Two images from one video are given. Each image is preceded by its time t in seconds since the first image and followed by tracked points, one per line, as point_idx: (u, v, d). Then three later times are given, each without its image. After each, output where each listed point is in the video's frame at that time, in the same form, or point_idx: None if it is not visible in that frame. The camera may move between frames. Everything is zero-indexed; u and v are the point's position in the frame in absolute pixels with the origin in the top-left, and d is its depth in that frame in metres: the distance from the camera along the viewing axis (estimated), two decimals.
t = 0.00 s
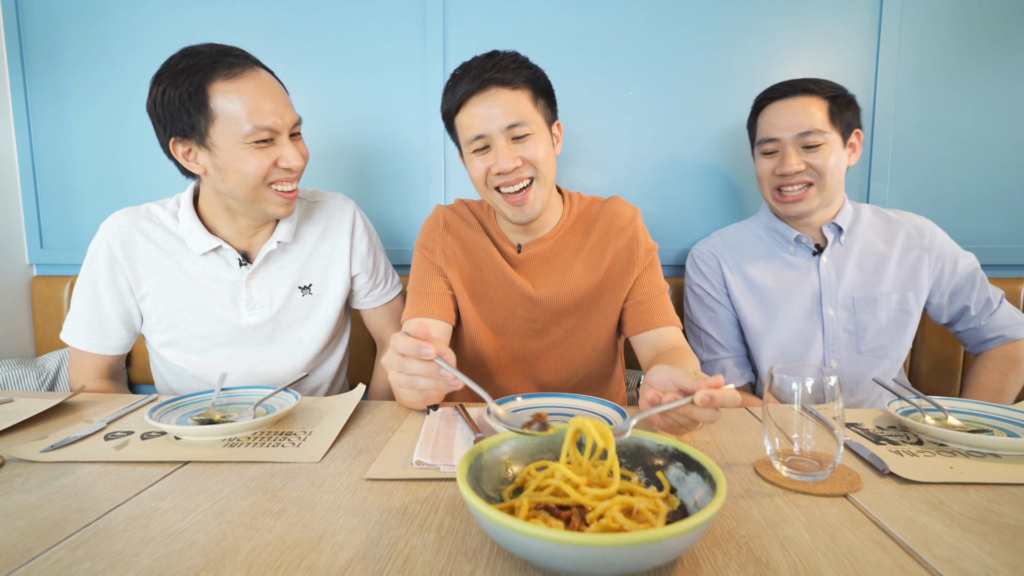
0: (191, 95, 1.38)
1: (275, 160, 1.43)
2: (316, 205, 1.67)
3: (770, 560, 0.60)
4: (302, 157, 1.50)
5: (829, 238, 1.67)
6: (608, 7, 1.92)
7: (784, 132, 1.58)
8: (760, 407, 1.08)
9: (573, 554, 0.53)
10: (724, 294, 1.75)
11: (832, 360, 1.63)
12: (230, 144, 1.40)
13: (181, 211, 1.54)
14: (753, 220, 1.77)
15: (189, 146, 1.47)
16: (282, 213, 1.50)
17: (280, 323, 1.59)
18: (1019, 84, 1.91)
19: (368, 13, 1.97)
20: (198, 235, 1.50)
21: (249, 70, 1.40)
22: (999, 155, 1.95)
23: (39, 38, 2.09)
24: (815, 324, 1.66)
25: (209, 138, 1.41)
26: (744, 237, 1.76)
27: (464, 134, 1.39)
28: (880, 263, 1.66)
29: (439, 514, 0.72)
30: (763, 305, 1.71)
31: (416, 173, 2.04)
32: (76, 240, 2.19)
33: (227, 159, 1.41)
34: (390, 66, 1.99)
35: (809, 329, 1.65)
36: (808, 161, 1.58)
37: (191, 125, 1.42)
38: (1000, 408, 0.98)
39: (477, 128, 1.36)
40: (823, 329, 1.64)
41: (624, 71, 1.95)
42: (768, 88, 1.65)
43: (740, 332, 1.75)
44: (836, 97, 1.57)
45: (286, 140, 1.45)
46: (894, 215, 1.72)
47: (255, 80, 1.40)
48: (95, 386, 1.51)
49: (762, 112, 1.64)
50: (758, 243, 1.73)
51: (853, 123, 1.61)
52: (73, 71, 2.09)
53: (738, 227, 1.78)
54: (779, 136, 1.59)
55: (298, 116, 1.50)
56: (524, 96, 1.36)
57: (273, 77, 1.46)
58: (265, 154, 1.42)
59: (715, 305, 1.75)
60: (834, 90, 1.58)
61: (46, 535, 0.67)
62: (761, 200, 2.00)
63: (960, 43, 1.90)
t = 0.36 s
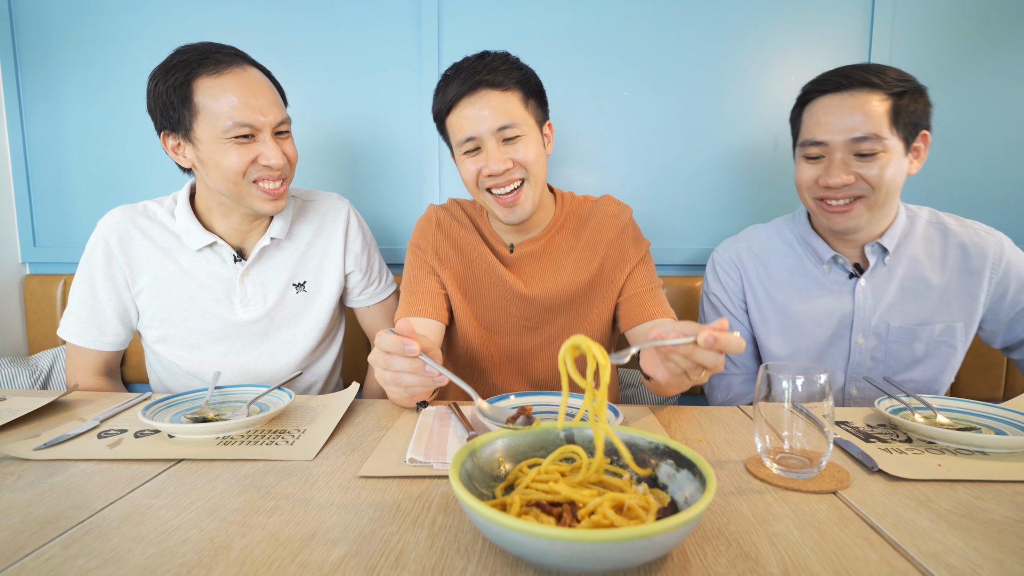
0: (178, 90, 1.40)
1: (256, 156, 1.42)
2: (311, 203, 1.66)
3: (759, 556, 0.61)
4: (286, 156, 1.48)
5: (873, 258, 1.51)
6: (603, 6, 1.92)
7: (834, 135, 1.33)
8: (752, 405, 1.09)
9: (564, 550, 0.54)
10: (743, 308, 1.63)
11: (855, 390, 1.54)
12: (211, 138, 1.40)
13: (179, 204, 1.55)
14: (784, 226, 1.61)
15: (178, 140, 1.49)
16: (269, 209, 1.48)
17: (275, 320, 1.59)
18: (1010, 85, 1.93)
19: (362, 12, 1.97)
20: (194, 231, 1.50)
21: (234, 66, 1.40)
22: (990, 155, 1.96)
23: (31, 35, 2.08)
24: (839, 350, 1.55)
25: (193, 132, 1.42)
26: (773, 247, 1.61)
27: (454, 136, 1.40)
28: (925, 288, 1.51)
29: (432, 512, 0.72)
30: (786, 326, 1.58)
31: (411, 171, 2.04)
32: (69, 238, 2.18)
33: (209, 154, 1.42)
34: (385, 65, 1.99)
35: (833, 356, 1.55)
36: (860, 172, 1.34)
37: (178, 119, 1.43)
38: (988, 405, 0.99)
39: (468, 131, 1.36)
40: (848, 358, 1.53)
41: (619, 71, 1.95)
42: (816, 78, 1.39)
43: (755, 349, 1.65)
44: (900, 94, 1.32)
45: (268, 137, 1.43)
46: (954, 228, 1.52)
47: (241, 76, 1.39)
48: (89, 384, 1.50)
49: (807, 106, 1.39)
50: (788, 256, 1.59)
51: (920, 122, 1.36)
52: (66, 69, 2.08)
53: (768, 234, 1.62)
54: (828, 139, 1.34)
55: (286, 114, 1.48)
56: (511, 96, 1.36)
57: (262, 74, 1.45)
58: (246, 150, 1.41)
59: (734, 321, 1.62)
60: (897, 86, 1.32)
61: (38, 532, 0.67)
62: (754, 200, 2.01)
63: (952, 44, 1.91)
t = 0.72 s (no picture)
0: (190, 75, 1.37)
1: (245, 147, 1.36)
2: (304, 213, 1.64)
3: (703, 543, 0.60)
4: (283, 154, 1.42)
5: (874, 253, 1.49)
6: (565, 11, 1.94)
7: (876, 154, 1.25)
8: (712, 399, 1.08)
9: (496, 540, 0.51)
10: (735, 291, 1.64)
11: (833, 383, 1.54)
12: (210, 123, 1.35)
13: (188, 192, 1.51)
14: (790, 212, 1.61)
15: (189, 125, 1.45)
16: (256, 195, 1.41)
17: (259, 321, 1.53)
18: (964, 84, 1.97)
19: (325, 18, 1.97)
20: (200, 219, 1.46)
21: (251, 58, 1.39)
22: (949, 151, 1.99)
23: None
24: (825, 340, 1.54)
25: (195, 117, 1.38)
26: (778, 229, 1.61)
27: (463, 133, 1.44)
28: (920, 293, 1.49)
29: (375, 510, 0.70)
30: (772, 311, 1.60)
31: (378, 177, 2.03)
32: (26, 249, 2.12)
33: (206, 138, 1.36)
34: (350, 71, 1.99)
35: (819, 346, 1.54)
36: (898, 191, 1.27)
37: (188, 104, 1.39)
38: (942, 393, 1.00)
39: (476, 124, 1.41)
40: (831, 348, 1.53)
41: (582, 73, 1.97)
42: (845, 89, 1.30)
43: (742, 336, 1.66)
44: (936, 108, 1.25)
45: (262, 126, 1.36)
46: (964, 237, 1.49)
47: (255, 69, 1.37)
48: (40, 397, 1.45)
49: (839, 119, 1.31)
50: (785, 239, 1.60)
51: (946, 134, 1.30)
52: (23, 77, 2.04)
53: (776, 217, 1.62)
54: (868, 156, 1.26)
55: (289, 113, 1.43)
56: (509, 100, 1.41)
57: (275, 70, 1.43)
58: (238, 135, 1.35)
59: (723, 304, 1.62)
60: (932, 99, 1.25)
61: None
62: (721, 199, 2.02)
63: (906, 42, 1.95)
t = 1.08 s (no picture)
0: (186, 70, 1.36)
1: (247, 146, 1.36)
2: (304, 212, 1.64)
3: (702, 542, 0.60)
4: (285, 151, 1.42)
5: (872, 251, 1.49)
6: (565, 11, 1.94)
7: (866, 146, 1.26)
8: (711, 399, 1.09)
9: (496, 538, 0.51)
10: (735, 288, 1.64)
11: (831, 382, 1.55)
12: (209, 122, 1.35)
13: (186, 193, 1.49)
14: (789, 212, 1.61)
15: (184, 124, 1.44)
16: (257, 201, 1.41)
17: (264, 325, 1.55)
18: (964, 85, 1.97)
19: (325, 17, 1.97)
20: (201, 225, 1.45)
21: (250, 52, 1.38)
22: (949, 151, 1.99)
23: None
24: (823, 339, 1.55)
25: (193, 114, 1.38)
26: (778, 228, 1.61)
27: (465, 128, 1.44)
28: (917, 292, 1.49)
29: (374, 509, 0.70)
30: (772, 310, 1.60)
31: (378, 177, 2.03)
32: (25, 248, 2.11)
33: (205, 136, 1.36)
34: (350, 71, 1.99)
35: (816, 344, 1.55)
36: (889, 184, 1.28)
37: (184, 100, 1.39)
38: (942, 394, 1.00)
39: (479, 119, 1.41)
40: (829, 347, 1.53)
41: (582, 73, 1.97)
42: (839, 84, 1.31)
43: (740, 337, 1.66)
44: (927, 103, 1.26)
45: (262, 123, 1.37)
46: (962, 237, 1.49)
47: (254, 63, 1.37)
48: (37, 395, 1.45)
49: (832, 114, 1.31)
50: (784, 240, 1.60)
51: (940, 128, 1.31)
52: (24, 75, 2.04)
53: (775, 217, 1.63)
54: (858, 149, 1.27)
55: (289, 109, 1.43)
56: (510, 95, 1.42)
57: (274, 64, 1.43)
58: (239, 135, 1.35)
59: (723, 302, 1.62)
60: (922, 93, 1.26)
61: None
62: (720, 199, 2.02)
63: (905, 42, 1.95)
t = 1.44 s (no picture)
0: (185, 71, 1.36)
1: (248, 150, 1.36)
2: (304, 212, 1.64)
3: (700, 542, 0.60)
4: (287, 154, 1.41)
5: (870, 251, 1.49)
6: (566, 10, 1.94)
7: (859, 142, 1.26)
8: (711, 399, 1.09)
9: (494, 537, 0.51)
10: (733, 288, 1.64)
11: (829, 382, 1.54)
12: (209, 126, 1.35)
13: (185, 196, 1.49)
14: (788, 212, 1.61)
15: (182, 126, 1.43)
16: (258, 203, 1.41)
17: (266, 329, 1.56)
18: (964, 85, 1.97)
19: (325, 17, 1.97)
20: (201, 228, 1.45)
21: (250, 53, 1.38)
22: (947, 151, 1.99)
23: None
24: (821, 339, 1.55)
25: (192, 116, 1.37)
26: (776, 228, 1.62)
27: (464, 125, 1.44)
28: (914, 291, 1.49)
29: (372, 508, 0.70)
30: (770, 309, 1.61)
31: (377, 176, 2.03)
32: (24, 247, 2.11)
33: (205, 140, 1.36)
34: (349, 70, 1.99)
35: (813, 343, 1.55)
36: (882, 181, 1.28)
37: (182, 101, 1.38)
38: (941, 393, 1.00)
39: (478, 117, 1.41)
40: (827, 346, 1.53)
41: (582, 72, 1.97)
42: (833, 81, 1.32)
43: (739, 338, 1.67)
44: (920, 101, 1.26)
45: (264, 126, 1.37)
46: (960, 237, 1.49)
47: (252, 64, 1.36)
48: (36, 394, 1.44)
49: (825, 110, 1.32)
50: (783, 241, 1.60)
51: (935, 126, 1.31)
52: (23, 74, 2.04)
53: (774, 217, 1.63)
54: (850, 145, 1.27)
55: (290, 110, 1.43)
56: (507, 94, 1.42)
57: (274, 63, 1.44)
58: (239, 140, 1.35)
59: (721, 301, 1.62)
60: (916, 92, 1.26)
61: None
62: (719, 199, 2.02)
63: (904, 42, 1.95)
